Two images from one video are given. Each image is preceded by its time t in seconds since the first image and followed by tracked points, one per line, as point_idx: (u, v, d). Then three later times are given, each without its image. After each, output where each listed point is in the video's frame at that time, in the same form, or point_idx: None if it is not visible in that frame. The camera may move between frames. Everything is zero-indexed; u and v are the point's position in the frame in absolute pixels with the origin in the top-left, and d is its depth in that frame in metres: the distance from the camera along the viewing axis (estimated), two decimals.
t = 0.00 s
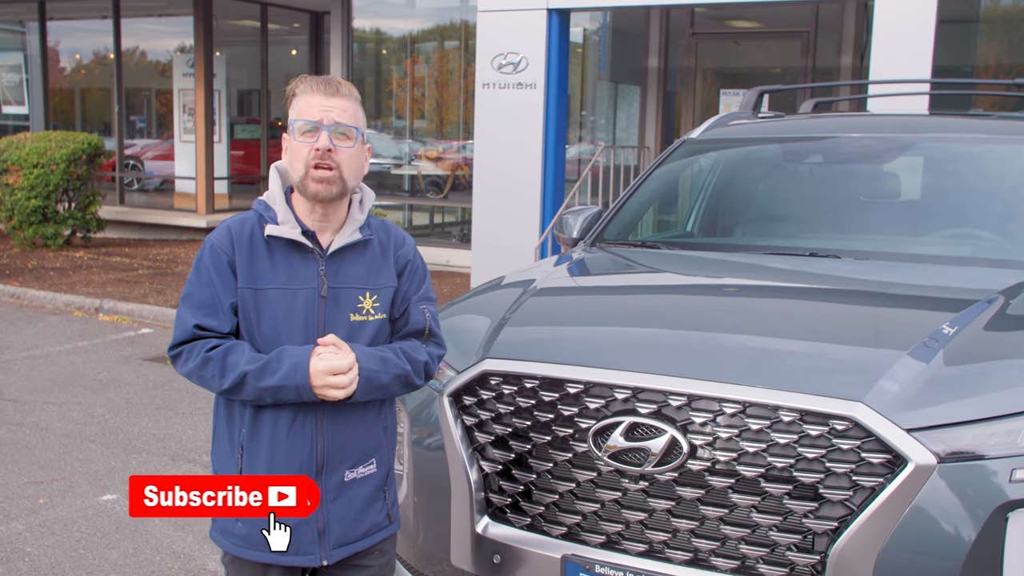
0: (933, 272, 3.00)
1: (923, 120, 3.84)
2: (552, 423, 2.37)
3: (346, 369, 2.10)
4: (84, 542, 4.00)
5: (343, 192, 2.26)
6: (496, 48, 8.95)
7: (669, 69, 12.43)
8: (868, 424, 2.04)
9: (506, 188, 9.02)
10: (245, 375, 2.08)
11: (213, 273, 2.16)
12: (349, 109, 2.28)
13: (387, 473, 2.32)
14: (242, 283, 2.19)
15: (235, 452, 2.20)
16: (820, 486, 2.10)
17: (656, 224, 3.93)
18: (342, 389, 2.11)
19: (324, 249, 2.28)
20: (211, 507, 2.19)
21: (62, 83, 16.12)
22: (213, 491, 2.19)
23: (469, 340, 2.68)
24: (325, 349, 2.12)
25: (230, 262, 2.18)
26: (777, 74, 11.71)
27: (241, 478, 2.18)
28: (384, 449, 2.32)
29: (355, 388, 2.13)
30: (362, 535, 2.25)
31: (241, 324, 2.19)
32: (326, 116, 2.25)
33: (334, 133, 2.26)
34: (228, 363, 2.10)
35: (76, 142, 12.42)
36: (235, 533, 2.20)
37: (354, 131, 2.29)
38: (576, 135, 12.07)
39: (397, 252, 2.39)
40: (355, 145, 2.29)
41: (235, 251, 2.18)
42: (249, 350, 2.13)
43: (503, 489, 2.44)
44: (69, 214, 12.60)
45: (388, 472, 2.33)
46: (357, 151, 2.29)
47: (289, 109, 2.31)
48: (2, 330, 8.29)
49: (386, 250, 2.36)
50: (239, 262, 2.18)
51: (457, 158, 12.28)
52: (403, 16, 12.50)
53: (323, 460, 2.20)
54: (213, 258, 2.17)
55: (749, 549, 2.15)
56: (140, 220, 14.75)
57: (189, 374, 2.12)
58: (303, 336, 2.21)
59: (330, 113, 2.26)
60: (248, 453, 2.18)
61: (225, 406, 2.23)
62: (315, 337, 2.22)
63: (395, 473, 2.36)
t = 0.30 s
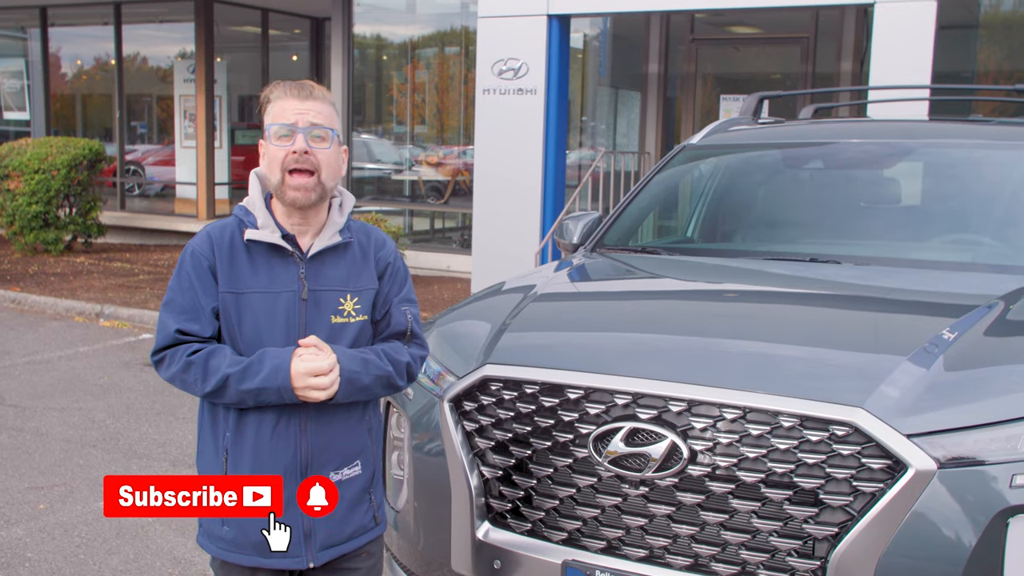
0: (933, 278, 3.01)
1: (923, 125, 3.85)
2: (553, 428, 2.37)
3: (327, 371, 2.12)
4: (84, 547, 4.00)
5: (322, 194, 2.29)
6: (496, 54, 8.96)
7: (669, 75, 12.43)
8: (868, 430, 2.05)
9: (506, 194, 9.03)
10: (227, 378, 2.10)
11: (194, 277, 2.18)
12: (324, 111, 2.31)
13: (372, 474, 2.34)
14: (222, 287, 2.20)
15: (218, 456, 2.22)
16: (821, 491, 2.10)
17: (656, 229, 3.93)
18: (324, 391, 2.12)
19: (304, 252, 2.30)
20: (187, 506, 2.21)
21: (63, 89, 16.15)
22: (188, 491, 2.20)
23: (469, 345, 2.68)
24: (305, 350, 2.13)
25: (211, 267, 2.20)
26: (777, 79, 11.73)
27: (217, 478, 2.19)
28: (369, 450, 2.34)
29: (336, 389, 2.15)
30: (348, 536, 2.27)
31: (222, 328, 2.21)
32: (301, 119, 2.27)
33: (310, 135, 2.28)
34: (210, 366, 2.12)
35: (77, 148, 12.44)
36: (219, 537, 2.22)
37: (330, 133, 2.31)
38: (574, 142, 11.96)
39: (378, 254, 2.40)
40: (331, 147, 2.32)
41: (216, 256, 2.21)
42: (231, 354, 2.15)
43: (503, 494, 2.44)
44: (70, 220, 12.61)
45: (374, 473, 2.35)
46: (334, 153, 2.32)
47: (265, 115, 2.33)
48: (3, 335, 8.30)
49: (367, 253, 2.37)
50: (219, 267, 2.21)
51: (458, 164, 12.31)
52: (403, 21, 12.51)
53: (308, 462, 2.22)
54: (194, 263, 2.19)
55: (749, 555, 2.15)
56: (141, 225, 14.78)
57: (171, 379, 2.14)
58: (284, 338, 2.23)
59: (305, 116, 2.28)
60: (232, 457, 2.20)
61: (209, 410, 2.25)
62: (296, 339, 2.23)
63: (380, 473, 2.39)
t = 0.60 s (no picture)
0: (936, 278, 3.01)
1: (927, 126, 3.85)
2: (556, 427, 2.37)
3: (308, 373, 2.24)
4: (88, 547, 4.01)
5: (304, 203, 2.39)
6: (498, 54, 8.97)
7: (672, 76, 12.42)
8: (871, 430, 2.05)
9: (509, 195, 9.04)
10: (209, 378, 2.23)
11: (177, 280, 2.31)
12: (304, 120, 2.39)
13: (357, 474, 2.46)
14: (205, 289, 2.33)
15: (203, 456, 2.34)
16: (823, 491, 2.10)
17: (659, 230, 3.95)
18: (304, 392, 2.24)
19: (286, 253, 2.43)
20: (187, 507, 2.30)
21: (67, 90, 16.18)
22: (188, 491, 2.30)
23: (472, 347, 2.67)
24: (286, 350, 2.25)
25: (194, 270, 2.33)
26: (781, 80, 11.73)
27: (218, 478, 2.30)
28: (353, 450, 2.45)
29: (316, 390, 2.26)
30: (333, 536, 2.39)
31: (205, 327, 2.34)
32: (281, 131, 2.36)
33: (291, 147, 2.37)
34: (192, 367, 2.24)
35: (81, 149, 12.47)
36: (206, 536, 2.33)
37: (310, 143, 2.40)
38: (579, 143, 12.01)
39: (360, 255, 2.52)
40: (312, 156, 2.41)
41: (198, 259, 2.33)
42: (213, 354, 2.27)
43: (506, 494, 2.44)
44: (74, 220, 12.64)
45: (359, 472, 2.47)
46: (315, 163, 2.41)
47: (246, 122, 2.41)
48: (7, 336, 8.31)
49: (349, 253, 2.50)
50: (201, 269, 2.33)
51: (461, 164, 12.31)
52: (406, 22, 12.52)
53: (291, 461, 2.34)
54: (177, 267, 2.32)
55: (752, 555, 2.16)
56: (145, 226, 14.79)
57: (155, 380, 2.26)
58: (266, 337, 2.36)
59: (286, 128, 2.36)
60: (216, 457, 2.32)
61: (195, 411, 2.37)
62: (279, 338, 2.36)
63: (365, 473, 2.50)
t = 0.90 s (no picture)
0: (938, 277, 3.01)
1: (928, 125, 3.85)
2: (558, 427, 2.37)
3: (283, 390, 2.28)
4: (91, 547, 4.01)
5: (285, 217, 2.42)
6: (500, 54, 8.97)
7: (674, 75, 12.41)
8: (872, 430, 2.05)
9: (511, 194, 9.04)
10: (186, 392, 2.27)
11: (158, 292, 2.35)
12: (287, 136, 2.42)
13: (339, 479, 2.48)
14: (186, 301, 2.37)
15: (185, 463, 2.38)
16: (826, 491, 2.10)
17: (661, 229, 3.95)
18: (280, 408, 2.28)
19: (267, 266, 2.45)
20: (187, 506, 2.34)
21: (69, 90, 16.20)
22: (188, 491, 2.34)
23: (474, 346, 2.68)
24: (262, 367, 2.29)
25: (175, 282, 2.36)
26: (783, 79, 11.73)
27: (217, 478, 2.33)
28: (334, 456, 2.48)
29: (291, 406, 2.30)
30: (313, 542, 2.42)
31: (186, 338, 2.38)
32: (265, 146, 2.39)
33: (273, 162, 2.40)
34: (170, 380, 2.29)
35: (83, 148, 12.48)
36: (188, 542, 2.37)
37: (293, 159, 2.43)
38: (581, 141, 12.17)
39: (342, 267, 2.53)
40: (294, 172, 2.45)
41: (179, 271, 2.37)
42: (191, 367, 2.31)
43: (508, 494, 2.44)
44: (76, 220, 12.65)
45: (342, 478, 2.49)
46: (297, 178, 2.45)
47: (230, 137, 2.44)
48: (10, 336, 8.32)
49: (331, 265, 2.51)
50: (182, 282, 2.37)
51: (463, 164, 12.33)
52: (408, 22, 12.52)
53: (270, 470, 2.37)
54: (158, 278, 2.35)
55: (754, 554, 2.16)
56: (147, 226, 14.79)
57: (136, 390, 2.31)
58: (245, 349, 2.39)
59: (269, 143, 2.39)
60: (197, 464, 2.37)
61: (178, 419, 2.41)
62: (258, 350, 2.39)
63: (349, 478, 2.52)
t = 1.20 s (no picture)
0: (939, 276, 3.00)
1: (929, 123, 3.84)
2: (558, 425, 2.37)
3: (266, 383, 2.29)
4: (92, 545, 4.01)
5: (267, 214, 2.42)
6: (501, 53, 8.97)
7: (675, 73, 12.39)
8: (873, 428, 2.04)
9: (512, 192, 9.04)
10: (170, 386, 2.28)
11: (142, 287, 2.35)
12: (269, 134, 2.42)
13: (325, 472, 2.50)
14: (170, 297, 2.37)
15: (172, 457, 2.39)
16: (826, 489, 2.10)
17: (662, 228, 3.95)
18: (263, 401, 2.29)
19: (250, 261, 2.46)
20: (187, 506, 2.33)
21: (71, 89, 16.21)
22: (188, 491, 2.33)
23: (475, 344, 2.68)
24: (244, 359, 2.30)
25: (159, 278, 2.37)
26: (784, 78, 11.73)
27: (218, 479, 2.33)
28: (320, 450, 2.49)
29: (274, 397, 2.31)
30: (301, 533, 2.44)
31: (171, 334, 2.39)
32: (247, 144, 2.39)
33: (255, 160, 2.40)
34: (155, 373, 2.30)
35: (84, 147, 12.49)
36: (176, 535, 2.39)
37: (276, 156, 2.43)
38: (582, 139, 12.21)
39: (326, 262, 2.54)
40: (277, 168, 2.44)
41: (163, 267, 2.37)
42: (176, 361, 2.32)
43: (509, 492, 2.44)
44: (77, 219, 12.66)
45: (327, 470, 2.51)
46: (279, 175, 2.45)
47: (213, 134, 2.44)
48: (11, 334, 8.32)
49: (315, 261, 2.52)
50: (167, 277, 2.37)
51: (463, 163, 12.32)
52: (409, 20, 12.51)
53: (256, 462, 2.38)
54: (142, 274, 2.36)
55: (754, 553, 2.15)
56: (148, 224, 14.79)
57: (121, 385, 2.32)
58: (230, 343, 2.40)
59: (251, 141, 2.39)
60: (184, 458, 2.38)
61: (164, 414, 2.42)
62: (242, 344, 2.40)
63: (335, 470, 2.54)
